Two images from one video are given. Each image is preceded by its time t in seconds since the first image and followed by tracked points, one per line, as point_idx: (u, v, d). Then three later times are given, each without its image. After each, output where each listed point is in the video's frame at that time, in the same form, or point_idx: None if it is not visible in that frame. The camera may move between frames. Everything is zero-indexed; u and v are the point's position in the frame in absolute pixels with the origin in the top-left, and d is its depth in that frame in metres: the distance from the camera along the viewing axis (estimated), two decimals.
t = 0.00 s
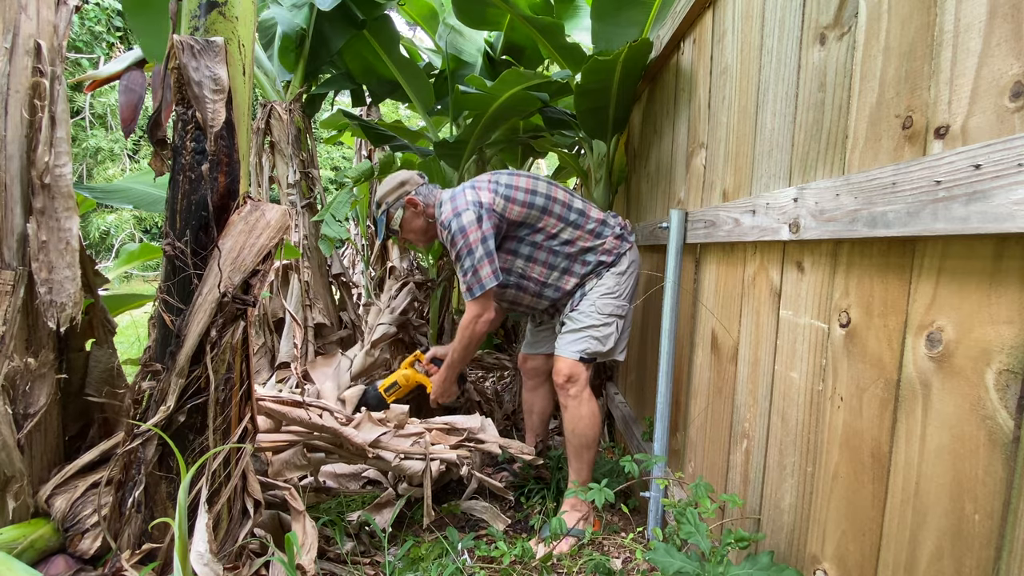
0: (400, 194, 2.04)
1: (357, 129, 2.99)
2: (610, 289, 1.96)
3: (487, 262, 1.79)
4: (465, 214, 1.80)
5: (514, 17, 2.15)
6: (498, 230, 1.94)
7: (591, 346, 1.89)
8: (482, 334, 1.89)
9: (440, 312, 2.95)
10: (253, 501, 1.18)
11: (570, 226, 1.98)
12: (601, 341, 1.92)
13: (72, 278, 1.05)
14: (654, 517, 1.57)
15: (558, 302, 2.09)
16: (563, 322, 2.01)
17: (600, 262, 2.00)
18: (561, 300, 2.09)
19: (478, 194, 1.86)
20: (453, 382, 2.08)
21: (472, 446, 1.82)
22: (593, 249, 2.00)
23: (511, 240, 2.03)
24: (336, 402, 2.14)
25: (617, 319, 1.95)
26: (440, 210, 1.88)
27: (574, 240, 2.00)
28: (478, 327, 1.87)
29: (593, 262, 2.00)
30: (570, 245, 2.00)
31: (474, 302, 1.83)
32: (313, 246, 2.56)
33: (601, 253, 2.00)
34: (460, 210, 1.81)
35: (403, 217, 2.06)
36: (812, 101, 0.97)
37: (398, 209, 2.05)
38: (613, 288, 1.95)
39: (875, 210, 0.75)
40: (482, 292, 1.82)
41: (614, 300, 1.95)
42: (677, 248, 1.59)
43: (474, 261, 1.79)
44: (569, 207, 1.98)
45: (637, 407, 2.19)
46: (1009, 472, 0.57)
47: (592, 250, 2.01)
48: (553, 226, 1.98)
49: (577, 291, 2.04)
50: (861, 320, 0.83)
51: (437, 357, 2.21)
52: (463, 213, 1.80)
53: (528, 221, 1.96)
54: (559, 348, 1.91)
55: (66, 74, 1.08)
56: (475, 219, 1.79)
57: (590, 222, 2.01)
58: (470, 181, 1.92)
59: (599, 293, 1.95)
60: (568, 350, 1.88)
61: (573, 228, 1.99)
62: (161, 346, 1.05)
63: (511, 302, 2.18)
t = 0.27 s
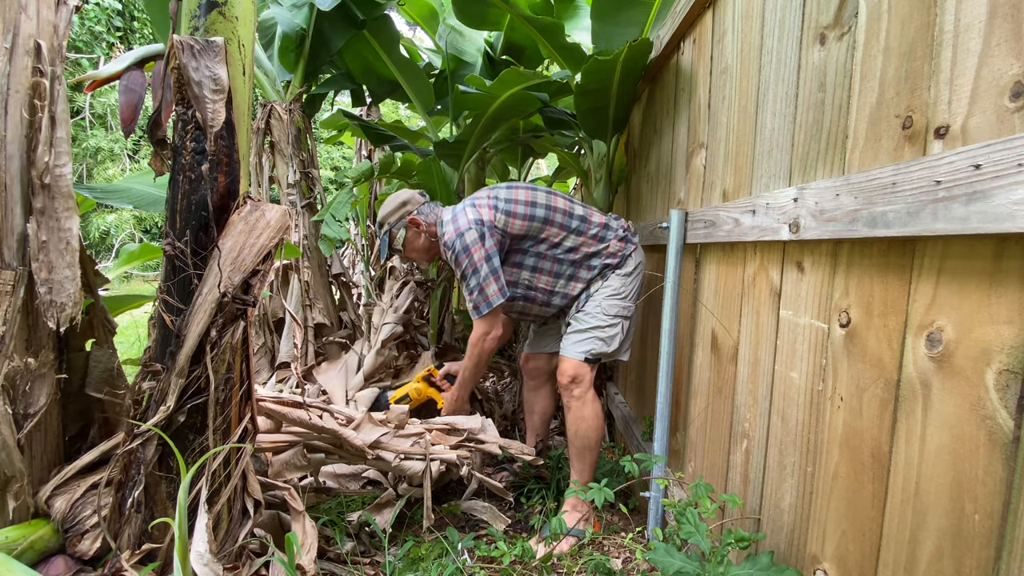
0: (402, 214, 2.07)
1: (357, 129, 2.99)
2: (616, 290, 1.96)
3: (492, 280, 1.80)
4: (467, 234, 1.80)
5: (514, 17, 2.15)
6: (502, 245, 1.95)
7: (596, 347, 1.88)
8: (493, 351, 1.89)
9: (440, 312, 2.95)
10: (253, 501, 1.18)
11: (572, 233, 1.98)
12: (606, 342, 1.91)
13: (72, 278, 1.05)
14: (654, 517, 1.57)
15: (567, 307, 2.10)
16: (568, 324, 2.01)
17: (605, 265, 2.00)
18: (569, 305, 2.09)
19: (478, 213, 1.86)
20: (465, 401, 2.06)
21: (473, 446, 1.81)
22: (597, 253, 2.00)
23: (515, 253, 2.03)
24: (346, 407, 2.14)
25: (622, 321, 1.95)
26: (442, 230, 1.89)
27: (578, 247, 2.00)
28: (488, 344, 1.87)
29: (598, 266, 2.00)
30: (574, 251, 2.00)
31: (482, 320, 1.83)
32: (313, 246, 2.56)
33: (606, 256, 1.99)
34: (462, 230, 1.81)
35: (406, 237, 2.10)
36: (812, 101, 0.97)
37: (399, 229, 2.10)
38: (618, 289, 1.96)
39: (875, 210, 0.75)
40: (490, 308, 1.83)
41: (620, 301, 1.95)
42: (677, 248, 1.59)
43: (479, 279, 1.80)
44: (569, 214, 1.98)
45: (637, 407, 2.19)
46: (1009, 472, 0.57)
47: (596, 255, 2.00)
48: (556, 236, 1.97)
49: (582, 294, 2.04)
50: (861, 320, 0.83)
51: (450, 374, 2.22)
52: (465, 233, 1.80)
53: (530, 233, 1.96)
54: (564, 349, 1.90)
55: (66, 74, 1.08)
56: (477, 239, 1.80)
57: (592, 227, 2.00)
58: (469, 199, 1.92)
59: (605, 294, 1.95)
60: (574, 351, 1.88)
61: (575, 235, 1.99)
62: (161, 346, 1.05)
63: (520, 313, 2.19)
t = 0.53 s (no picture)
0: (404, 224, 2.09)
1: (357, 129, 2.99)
2: (619, 292, 1.96)
3: (494, 290, 1.80)
4: (469, 245, 1.80)
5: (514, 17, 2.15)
6: (504, 254, 1.95)
7: (597, 348, 1.88)
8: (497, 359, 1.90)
9: (440, 313, 2.95)
10: (253, 501, 1.18)
11: (573, 239, 1.98)
12: (607, 343, 1.91)
13: (72, 278, 1.05)
14: (654, 517, 1.57)
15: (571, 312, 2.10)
16: (570, 325, 2.01)
17: (607, 270, 2.00)
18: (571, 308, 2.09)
19: (480, 223, 1.86)
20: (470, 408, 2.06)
21: (473, 447, 1.81)
22: (599, 257, 2.00)
23: (518, 260, 2.03)
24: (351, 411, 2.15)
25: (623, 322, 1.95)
26: (443, 241, 1.88)
27: (580, 252, 2.00)
28: (493, 352, 1.88)
29: (601, 270, 2.00)
30: (576, 256, 2.00)
31: (485, 329, 1.85)
32: (313, 246, 2.56)
33: (609, 260, 2.00)
34: (464, 241, 1.81)
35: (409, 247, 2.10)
36: (812, 102, 0.97)
37: (403, 239, 2.11)
38: (621, 292, 1.96)
39: (875, 211, 0.75)
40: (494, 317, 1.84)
41: (622, 303, 1.95)
42: (677, 248, 1.59)
43: (483, 289, 1.80)
44: (570, 220, 1.98)
45: (637, 407, 2.19)
46: (1009, 472, 0.57)
47: (598, 259, 2.01)
48: (558, 242, 1.97)
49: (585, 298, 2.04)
50: (861, 320, 0.83)
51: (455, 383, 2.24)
52: (467, 243, 1.80)
53: (532, 240, 1.96)
54: (566, 349, 1.90)
55: (66, 74, 1.08)
56: (479, 250, 1.80)
57: (594, 231, 2.00)
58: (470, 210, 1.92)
59: (608, 296, 1.95)
60: (575, 352, 1.88)
61: (576, 241, 1.99)
62: (161, 346, 1.05)
63: (524, 318, 2.19)
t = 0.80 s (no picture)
0: (405, 221, 2.15)
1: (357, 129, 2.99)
2: (620, 293, 1.96)
3: (495, 289, 1.80)
4: (471, 244, 1.80)
5: (514, 17, 2.15)
6: (506, 253, 1.95)
7: (598, 348, 1.88)
8: (497, 358, 1.90)
9: (440, 313, 2.95)
10: (253, 501, 1.18)
11: (575, 240, 1.98)
12: (608, 343, 1.91)
13: (72, 278, 1.05)
14: (654, 516, 1.57)
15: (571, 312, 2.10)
16: (571, 325, 2.01)
17: (608, 271, 2.00)
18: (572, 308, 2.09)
19: (482, 222, 1.86)
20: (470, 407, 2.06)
21: (473, 447, 1.81)
22: (600, 258, 2.00)
23: (520, 260, 2.03)
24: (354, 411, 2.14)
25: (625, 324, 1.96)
26: (445, 240, 1.89)
27: (581, 252, 2.00)
28: (493, 351, 1.88)
29: (602, 270, 2.00)
30: (577, 256, 2.00)
31: (485, 328, 1.85)
32: (313, 246, 2.56)
33: (609, 260, 2.00)
34: (466, 240, 1.81)
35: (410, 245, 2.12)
36: (812, 102, 0.97)
37: (403, 238, 2.14)
38: (622, 293, 1.96)
39: (875, 211, 0.75)
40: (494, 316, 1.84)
41: (623, 304, 1.95)
42: (678, 248, 1.59)
43: (484, 288, 1.80)
44: (572, 221, 1.97)
45: (637, 407, 2.19)
46: (1009, 472, 0.57)
47: (600, 260, 2.01)
48: (560, 242, 1.97)
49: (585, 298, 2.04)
50: (861, 320, 0.83)
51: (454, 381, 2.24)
52: (469, 242, 1.80)
53: (534, 240, 1.96)
54: (566, 349, 1.90)
55: (66, 74, 1.08)
56: (481, 249, 1.80)
57: (595, 232, 2.00)
58: (472, 208, 1.92)
59: (608, 297, 1.95)
60: (576, 352, 1.88)
61: (578, 241, 1.99)
62: (161, 346, 1.05)
63: (525, 317, 2.19)
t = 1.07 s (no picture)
0: (405, 210, 2.08)
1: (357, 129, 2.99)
2: (618, 292, 1.96)
3: (496, 280, 1.80)
4: (472, 234, 1.80)
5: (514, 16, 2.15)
6: (506, 245, 1.95)
7: (596, 348, 1.88)
8: (495, 349, 1.90)
9: (440, 313, 2.95)
10: (253, 501, 1.18)
11: (575, 236, 1.98)
12: (606, 343, 1.91)
13: (72, 278, 1.05)
14: (654, 517, 1.57)
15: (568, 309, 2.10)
16: (569, 325, 2.01)
17: (607, 269, 2.00)
18: (570, 307, 2.09)
19: (484, 213, 1.85)
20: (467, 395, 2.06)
21: (473, 448, 1.82)
22: (599, 256, 2.00)
23: (519, 253, 2.03)
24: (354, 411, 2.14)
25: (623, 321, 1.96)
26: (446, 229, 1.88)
27: (580, 250, 2.00)
28: (492, 342, 1.88)
29: (600, 269, 2.00)
30: (576, 253, 2.00)
31: (486, 318, 1.84)
32: (313, 245, 2.56)
33: (608, 259, 2.00)
34: (467, 230, 1.81)
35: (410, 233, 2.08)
36: (812, 102, 0.97)
37: (403, 225, 2.07)
38: (620, 292, 1.96)
39: (875, 211, 0.75)
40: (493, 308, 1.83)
41: (621, 303, 1.95)
42: (678, 248, 1.59)
43: (483, 279, 1.80)
44: (573, 216, 1.98)
45: (637, 407, 2.19)
46: (1009, 472, 0.57)
47: (599, 258, 2.01)
48: (560, 238, 1.97)
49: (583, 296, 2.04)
50: (861, 320, 0.83)
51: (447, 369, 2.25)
52: (470, 232, 1.80)
53: (534, 233, 1.96)
54: (565, 350, 1.90)
55: (66, 74, 1.08)
56: (482, 239, 1.80)
57: (595, 230, 2.01)
58: (473, 198, 1.91)
59: (606, 297, 1.95)
60: (575, 352, 1.88)
61: (578, 237, 1.99)
62: (161, 346, 1.05)
63: (521, 313, 2.19)
